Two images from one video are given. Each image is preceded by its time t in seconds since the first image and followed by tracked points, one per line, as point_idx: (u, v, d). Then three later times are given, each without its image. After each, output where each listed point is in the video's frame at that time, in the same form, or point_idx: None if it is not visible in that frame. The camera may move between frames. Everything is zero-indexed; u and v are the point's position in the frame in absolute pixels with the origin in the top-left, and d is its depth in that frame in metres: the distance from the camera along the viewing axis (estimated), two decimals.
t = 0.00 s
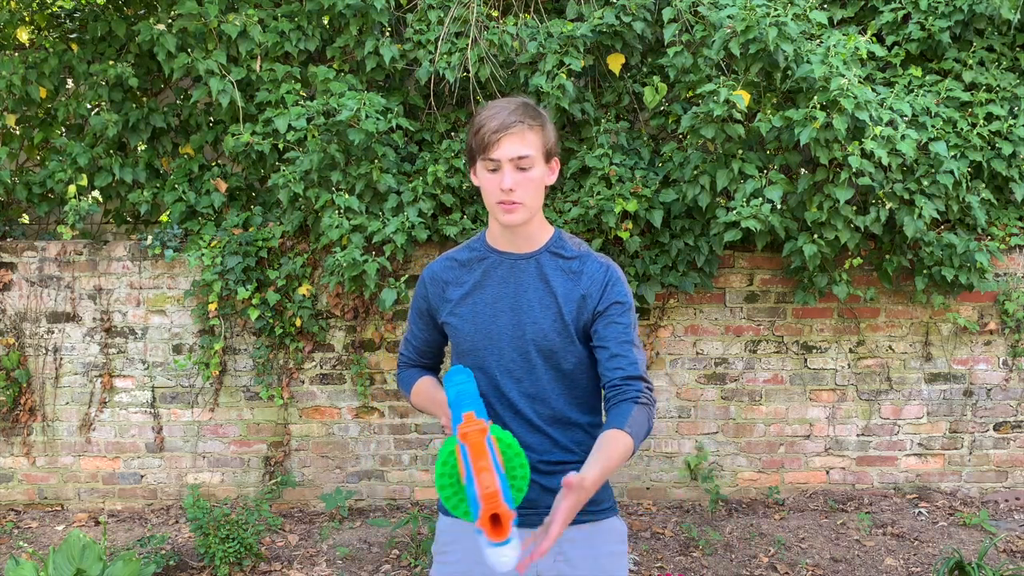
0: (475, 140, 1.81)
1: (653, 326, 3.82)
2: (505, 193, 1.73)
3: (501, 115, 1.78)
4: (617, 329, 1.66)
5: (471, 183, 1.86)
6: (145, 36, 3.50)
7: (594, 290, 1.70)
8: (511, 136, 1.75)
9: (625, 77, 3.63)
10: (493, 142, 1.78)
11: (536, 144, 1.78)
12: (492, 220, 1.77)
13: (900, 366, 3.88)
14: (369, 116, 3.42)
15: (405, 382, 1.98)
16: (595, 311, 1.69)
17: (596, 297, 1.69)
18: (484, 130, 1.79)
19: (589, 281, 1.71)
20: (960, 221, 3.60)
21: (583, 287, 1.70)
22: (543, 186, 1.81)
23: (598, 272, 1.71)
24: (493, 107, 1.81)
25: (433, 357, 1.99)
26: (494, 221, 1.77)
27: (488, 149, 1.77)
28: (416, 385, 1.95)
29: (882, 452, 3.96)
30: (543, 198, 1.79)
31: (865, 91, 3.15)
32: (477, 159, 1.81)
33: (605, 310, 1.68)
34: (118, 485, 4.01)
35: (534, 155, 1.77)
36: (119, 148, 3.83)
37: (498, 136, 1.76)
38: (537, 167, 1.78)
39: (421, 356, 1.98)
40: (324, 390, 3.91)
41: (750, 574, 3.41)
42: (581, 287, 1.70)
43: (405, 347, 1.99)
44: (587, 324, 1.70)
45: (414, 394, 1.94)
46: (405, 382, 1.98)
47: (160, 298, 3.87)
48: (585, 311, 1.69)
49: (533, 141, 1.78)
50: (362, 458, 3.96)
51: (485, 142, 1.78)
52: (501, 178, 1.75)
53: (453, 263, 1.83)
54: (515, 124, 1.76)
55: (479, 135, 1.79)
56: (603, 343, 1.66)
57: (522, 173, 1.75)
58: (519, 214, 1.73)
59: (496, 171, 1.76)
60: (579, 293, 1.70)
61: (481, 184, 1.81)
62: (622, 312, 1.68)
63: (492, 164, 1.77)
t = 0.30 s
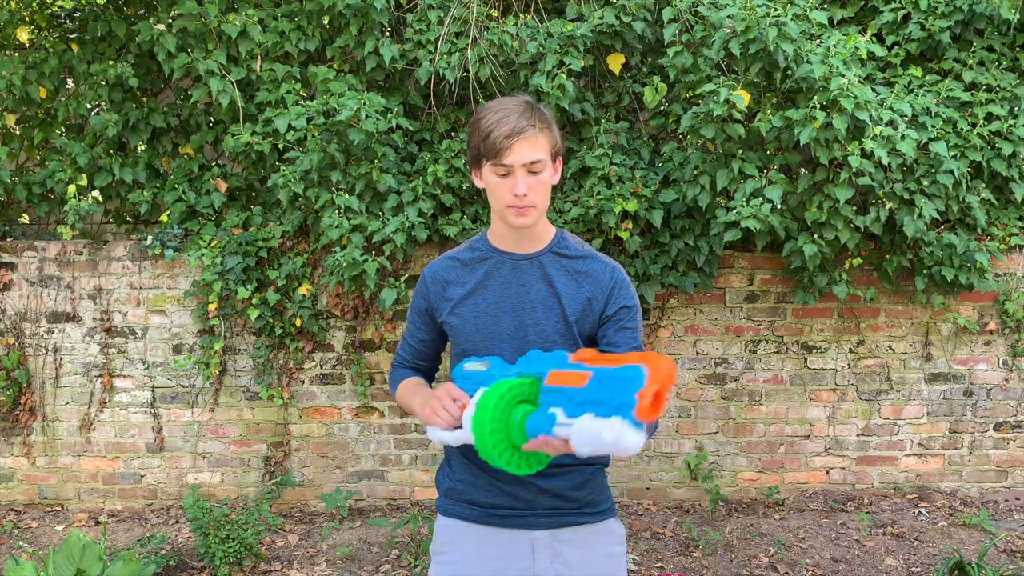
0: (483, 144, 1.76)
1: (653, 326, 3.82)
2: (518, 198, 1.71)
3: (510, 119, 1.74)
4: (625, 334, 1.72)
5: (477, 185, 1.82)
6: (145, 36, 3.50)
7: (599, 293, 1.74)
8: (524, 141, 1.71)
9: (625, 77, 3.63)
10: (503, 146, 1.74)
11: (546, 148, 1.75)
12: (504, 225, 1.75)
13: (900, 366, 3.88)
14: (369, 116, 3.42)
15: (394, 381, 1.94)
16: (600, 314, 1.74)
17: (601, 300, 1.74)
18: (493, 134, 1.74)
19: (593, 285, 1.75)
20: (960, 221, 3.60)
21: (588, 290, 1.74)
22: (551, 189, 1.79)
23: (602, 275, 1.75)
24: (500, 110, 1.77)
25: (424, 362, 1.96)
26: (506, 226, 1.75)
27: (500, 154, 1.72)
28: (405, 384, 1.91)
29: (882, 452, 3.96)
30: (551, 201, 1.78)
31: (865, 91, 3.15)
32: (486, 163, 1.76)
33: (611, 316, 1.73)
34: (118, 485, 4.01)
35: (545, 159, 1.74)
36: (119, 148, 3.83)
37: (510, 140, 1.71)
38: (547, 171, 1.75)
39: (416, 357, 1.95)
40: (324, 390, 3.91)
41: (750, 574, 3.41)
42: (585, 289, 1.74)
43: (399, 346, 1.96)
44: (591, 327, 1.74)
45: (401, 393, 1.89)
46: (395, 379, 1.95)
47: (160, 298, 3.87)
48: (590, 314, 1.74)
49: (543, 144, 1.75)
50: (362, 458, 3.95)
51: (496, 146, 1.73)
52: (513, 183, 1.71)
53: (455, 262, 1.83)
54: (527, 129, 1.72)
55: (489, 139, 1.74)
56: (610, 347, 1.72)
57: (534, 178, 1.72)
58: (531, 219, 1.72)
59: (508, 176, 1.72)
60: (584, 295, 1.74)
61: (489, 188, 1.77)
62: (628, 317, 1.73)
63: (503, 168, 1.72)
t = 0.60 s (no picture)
0: (487, 147, 1.75)
1: (653, 326, 3.81)
2: (522, 200, 1.70)
3: (514, 122, 1.74)
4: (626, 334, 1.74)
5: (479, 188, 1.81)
6: (145, 36, 3.50)
7: (599, 293, 1.76)
8: (528, 144, 1.71)
9: (625, 77, 3.63)
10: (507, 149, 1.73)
11: (549, 151, 1.75)
12: (506, 228, 1.75)
13: (900, 366, 3.88)
14: (369, 116, 3.42)
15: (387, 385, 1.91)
16: (601, 312, 1.76)
17: (602, 299, 1.76)
18: (497, 138, 1.73)
19: (594, 284, 1.76)
20: (960, 221, 3.60)
21: (588, 289, 1.75)
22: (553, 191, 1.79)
23: (602, 274, 1.77)
24: (503, 114, 1.77)
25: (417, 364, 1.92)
26: (510, 229, 1.74)
27: (504, 156, 1.71)
28: (398, 387, 1.88)
29: (882, 452, 3.96)
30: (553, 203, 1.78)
31: (865, 91, 3.15)
32: (489, 166, 1.75)
33: (613, 316, 1.76)
34: (118, 485, 4.01)
35: (549, 162, 1.74)
36: (119, 148, 3.83)
37: (515, 144, 1.71)
38: (550, 174, 1.75)
39: (409, 361, 1.92)
40: (324, 390, 3.91)
41: (750, 574, 3.41)
42: (585, 289, 1.75)
43: (392, 349, 1.93)
44: (592, 325, 1.75)
45: (395, 397, 1.86)
46: (391, 383, 1.90)
47: (160, 298, 3.87)
48: (591, 313, 1.75)
49: (547, 146, 1.75)
50: (362, 458, 3.96)
51: (500, 149, 1.72)
52: (517, 186, 1.71)
53: (453, 263, 1.82)
54: (531, 132, 1.72)
55: (493, 142, 1.73)
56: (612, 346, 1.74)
57: (538, 180, 1.72)
58: (535, 222, 1.72)
59: (512, 179, 1.72)
60: (585, 295, 1.75)
61: (492, 190, 1.76)
62: (629, 317, 1.76)
63: (507, 171, 1.72)
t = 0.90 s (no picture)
0: (489, 145, 1.75)
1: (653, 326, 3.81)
2: (524, 198, 1.70)
3: (516, 120, 1.74)
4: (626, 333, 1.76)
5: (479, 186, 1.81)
6: (145, 36, 3.50)
7: (599, 292, 1.77)
8: (531, 142, 1.71)
9: (625, 77, 3.63)
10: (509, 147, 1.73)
11: (551, 150, 1.76)
12: (506, 227, 1.75)
13: (900, 366, 3.88)
14: (369, 116, 3.42)
15: (387, 388, 1.89)
16: (601, 311, 1.77)
17: (601, 298, 1.77)
18: (500, 136, 1.73)
19: (593, 283, 1.78)
20: (960, 221, 3.60)
21: (588, 288, 1.77)
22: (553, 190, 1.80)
23: (601, 274, 1.79)
24: (505, 112, 1.77)
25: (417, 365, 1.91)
26: (511, 227, 1.74)
27: (507, 154, 1.71)
28: (398, 390, 1.86)
29: (882, 452, 3.96)
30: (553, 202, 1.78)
31: (865, 91, 3.15)
32: (491, 164, 1.75)
33: (612, 315, 1.77)
34: (118, 485, 4.01)
35: (551, 161, 1.75)
36: (119, 148, 3.83)
37: (518, 141, 1.71)
38: (551, 172, 1.76)
39: (408, 363, 1.90)
40: (324, 390, 3.91)
41: (750, 574, 3.41)
42: (585, 288, 1.77)
43: (389, 352, 1.91)
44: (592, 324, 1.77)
45: (396, 400, 1.84)
46: (393, 388, 1.88)
47: (160, 298, 3.87)
48: (591, 312, 1.76)
49: (549, 145, 1.75)
50: (362, 458, 3.96)
51: (503, 147, 1.72)
52: (519, 184, 1.71)
53: (452, 264, 1.81)
54: (534, 130, 1.73)
55: (496, 140, 1.73)
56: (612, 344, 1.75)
57: (540, 178, 1.73)
58: (536, 220, 1.72)
59: (514, 176, 1.72)
60: (585, 295, 1.76)
61: (493, 188, 1.76)
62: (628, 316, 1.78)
63: (510, 169, 1.72)
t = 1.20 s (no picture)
0: (490, 142, 1.75)
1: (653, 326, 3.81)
2: (525, 196, 1.70)
3: (517, 118, 1.75)
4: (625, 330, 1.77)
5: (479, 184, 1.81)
6: (145, 36, 3.50)
7: (598, 290, 1.78)
8: (533, 139, 1.72)
9: (625, 77, 3.64)
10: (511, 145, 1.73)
11: (552, 149, 1.76)
12: (505, 225, 1.75)
13: (900, 366, 3.88)
14: (369, 116, 3.42)
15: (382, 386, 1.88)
16: (600, 308, 1.78)
17: (600, 296, 1.78)
18: (501, 133, 1.73)
19: (592, 281, 1.79)
20: (960, 221, 3.60)
21: (587, 286, 1.78)
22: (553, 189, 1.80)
23: (599, 272, 1.80)
24: (506, 110, 1.78)
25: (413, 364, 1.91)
26: (510, 226, 1.74)
27: (508, 151, 1.72)
28: (393, 388, 1.85)
29: (882, 452, 3.96)
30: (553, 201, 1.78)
31: (865, 91, 3.15)
32: (492, 162, 1.75)
33: (612, 313, 1.78)
34: (118, 485, 4.01)
35: (551, 159, 1.75)
36: (119, 148, 3.83)
37: (519, 139, 1.72)
38: (552, 171, 1.76)
39: (404, 362, 1.89)
40: (324, 390, 3.91)
41: (750, 574, 3.40)
42: (583, 285, 1.78)
43: (385, 351, 1.90)
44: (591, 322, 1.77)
45: (392, 399, 1.83)
46: (387, 387, 1.87)
47: (160, 298, 3.87)
48: (590, 310, 1.77)
49: (550, 143, 1.76)
50: (362, 458, 3.95)
51: (504, 144, 1.72)
52: (520, 181, 1.71)
53: (449, 263, 1.81)
54: (535, 128, 1.73)
55: (497, 137, 1.73)
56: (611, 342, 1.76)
57: (541, 176, 1.73)
58: (536, 218, 1.72)
59: (514, 174, 1.72)
60: (583, 292, 1.77)
61: (494, 186, 1.75)
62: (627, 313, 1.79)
63: (510, 166, 1.72)
